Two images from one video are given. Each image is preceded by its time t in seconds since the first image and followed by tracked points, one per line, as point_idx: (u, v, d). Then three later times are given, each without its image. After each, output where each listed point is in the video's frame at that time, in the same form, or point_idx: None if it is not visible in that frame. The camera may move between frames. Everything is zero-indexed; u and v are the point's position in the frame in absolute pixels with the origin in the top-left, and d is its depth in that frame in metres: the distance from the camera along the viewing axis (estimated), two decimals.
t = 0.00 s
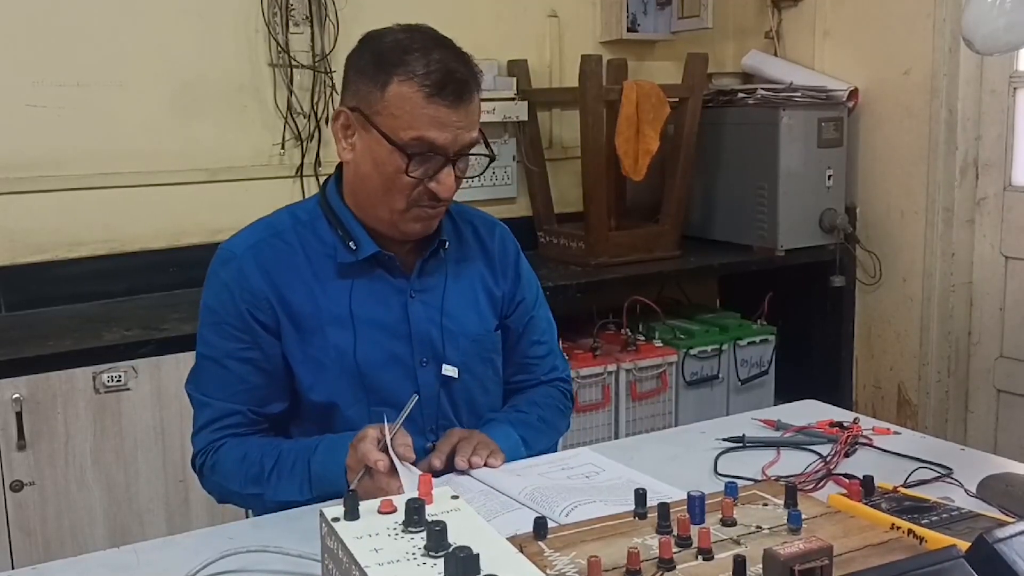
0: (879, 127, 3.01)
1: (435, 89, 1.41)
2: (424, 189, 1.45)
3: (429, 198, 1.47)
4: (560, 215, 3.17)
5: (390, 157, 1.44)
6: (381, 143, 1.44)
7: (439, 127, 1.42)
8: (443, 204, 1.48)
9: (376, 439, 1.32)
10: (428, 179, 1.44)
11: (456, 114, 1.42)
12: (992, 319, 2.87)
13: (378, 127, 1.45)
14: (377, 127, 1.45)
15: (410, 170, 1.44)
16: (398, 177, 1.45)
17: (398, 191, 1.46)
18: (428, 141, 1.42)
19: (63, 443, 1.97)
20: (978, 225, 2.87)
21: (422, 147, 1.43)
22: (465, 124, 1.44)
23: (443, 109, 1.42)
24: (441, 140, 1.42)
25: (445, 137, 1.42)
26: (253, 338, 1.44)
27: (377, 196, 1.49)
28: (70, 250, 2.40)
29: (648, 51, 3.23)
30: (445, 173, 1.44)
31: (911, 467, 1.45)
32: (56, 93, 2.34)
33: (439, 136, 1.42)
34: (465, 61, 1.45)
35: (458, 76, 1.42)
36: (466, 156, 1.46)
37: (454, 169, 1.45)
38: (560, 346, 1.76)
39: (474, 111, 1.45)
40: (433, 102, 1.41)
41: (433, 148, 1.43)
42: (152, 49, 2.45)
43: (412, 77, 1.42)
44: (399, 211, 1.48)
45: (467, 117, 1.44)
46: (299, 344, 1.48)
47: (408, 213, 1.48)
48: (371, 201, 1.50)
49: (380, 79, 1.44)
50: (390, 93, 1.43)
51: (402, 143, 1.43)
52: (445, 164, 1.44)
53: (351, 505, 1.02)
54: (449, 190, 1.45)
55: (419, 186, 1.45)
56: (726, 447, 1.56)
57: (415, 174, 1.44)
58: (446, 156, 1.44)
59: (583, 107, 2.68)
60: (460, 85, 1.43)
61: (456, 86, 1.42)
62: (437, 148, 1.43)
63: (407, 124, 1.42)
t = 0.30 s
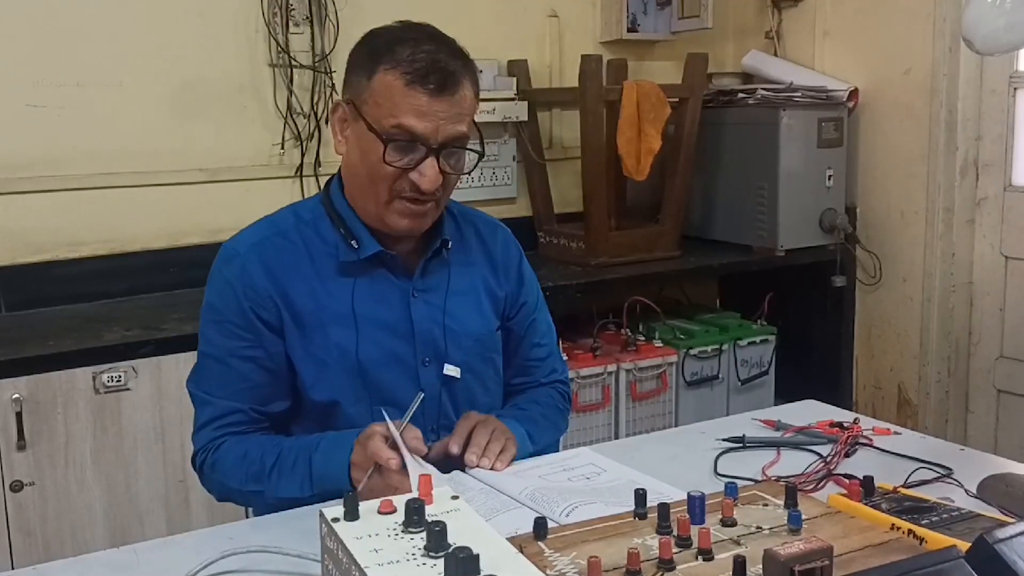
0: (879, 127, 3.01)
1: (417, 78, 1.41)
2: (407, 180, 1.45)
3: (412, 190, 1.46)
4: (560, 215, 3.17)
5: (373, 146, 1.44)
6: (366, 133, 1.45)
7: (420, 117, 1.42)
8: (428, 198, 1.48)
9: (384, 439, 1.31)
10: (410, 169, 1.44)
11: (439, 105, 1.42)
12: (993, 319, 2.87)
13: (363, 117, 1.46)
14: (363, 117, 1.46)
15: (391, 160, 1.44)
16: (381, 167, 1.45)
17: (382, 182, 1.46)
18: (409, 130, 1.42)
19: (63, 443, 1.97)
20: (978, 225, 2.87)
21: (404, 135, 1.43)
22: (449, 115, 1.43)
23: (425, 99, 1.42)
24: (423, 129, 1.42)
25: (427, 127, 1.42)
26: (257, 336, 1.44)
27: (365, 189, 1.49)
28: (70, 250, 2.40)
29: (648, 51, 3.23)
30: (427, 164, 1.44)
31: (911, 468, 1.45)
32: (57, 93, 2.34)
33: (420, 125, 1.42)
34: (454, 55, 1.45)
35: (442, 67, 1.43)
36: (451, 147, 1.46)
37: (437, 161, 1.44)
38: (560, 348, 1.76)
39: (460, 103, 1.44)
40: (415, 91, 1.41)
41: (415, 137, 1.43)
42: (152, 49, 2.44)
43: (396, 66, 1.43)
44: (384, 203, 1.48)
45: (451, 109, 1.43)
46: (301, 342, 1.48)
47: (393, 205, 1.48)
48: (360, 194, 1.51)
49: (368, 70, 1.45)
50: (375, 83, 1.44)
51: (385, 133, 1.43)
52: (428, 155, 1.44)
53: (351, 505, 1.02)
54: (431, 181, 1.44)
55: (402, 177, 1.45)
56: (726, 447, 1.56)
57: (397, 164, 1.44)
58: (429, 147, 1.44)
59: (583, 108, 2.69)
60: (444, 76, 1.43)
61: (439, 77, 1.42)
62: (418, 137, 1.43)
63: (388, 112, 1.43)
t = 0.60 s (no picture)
0: (879, 127, 3.02)
1: (405, 76, 1.41)
2: (401, 179, 1.45)
3: (407, 188, 1.46)
4: (560, 215, 3.17)
5: (366, 147, 1.45)
6: (358, 134, 1.46)
7: (410, 114, 1.42)
8: (424, 196, 1.48)
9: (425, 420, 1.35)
10: (403, 168, 1.44)
11: (427, 101, 1.42)
12: (992, 319, 2.87)
13: (355, 119, 1.46)
14: (355, 118, 1.46)
15: (385, 159, 1.44)
16: (375, 167, 1.45)
17: (377, 183, 1.46)
18: (399, 128, 1.42)
19: (64, 442, 1.97)
20: (978, 225, 2.87)
21: (395, 134, 1.43)
22: (439, 110, 1.43)
23: (413, 96, 1.42)
24: (413, 127, 1.42)
25: (417, 124, 1.42)
26: (263, 335, 1.44)
27: (361, 190, 1.50)
28: (70, 250, 2.40)
29: (648, 51, 3.23)
30: (420, 162, 1.44)
31: (911, 468, 1.45)
32: (56, 93, 2.34)
33: (410, 122, 1.42)
34: (441, 50, 1.45)
35: (429, 62, 1.42)
36: (443, 143, 1.45)
37: (429, 158, 1.44)
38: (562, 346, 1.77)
39: (449, 98, 1.44)
40: (403, 89, 1.41)
41: (405, 135, 1.43)
42: (151, 48, 2.44)
43: (383, 64, 1.43)
44: (381, 203, 1.48)
45: (441, 104, 1.43)
46: (303, 343, 1.48)
47: (390, 205, 1.48)
48: (357, 195, 1.51)
49: (358, 70, 1.46)
50: (364, 82, 1.44)
51: (376, 132, 1.44)
52: (420, 153, 1.44)
53: (351, 505, 1.02)
54: (425, 179, 1.44)
55: (396, 176, 1.45)
56: (726, 447, 1.56)
57: (390, 163, 1.44)
58: (420, 144, 1.44)
59: (583, 108, 2.68)
60: (432, 71, 1.42)
61: (426, 72, 1.42)
62: (409, 135, 1.43)
63: (378, 112, 1.43)
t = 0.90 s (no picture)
0: (879, 127, 3.02)
1: (406, 75, 1.42)
2: (407, 178, 1.46)
3: (413, 187, 1.47)
4: (560, 215, 3.17)
5: (371, 149, 1.45)
6: (362, 136, 1.46)
7: (414, 113, 1.42)
8: (431, 194, 1.48)
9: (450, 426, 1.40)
10: (408, 167, 1.45)
11: (430, 98, 1.43)
12: (992, 318, 2.87)
13: (357, 121, 1.46)
14: (358, 120, 1.46)
15: (391, 159, 1.44)
16: (380, 168, 1.45)
17: (383, 183, 1.47)
18: (404, 127, 1.43)
19: (64, 442, 1.97)
20: (978, 225, 2.87)
21: (399, 134, 1.44)
22: (441, 108, 1.43)
23: (415, 94, 1.42)
24: (417, 126, 1.43)
25: (421, 123, 1.43)
26: (264, 338, 1.44)
27: (365, 191, 1.50)
28: (70, 250, 2.40)
29: (648, 51, 3.23)
30: (425, 160, 1.45)
31: (911, 468, 1.45)
32: (56, 93, 2.34)
33: (414, 121, 1.42)
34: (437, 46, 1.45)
35: (429, 60, 1.43)
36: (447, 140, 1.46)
37: (435, 156, 1.45)
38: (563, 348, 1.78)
39: (451, 94, 1.45)
40: (405, 88, 1.42)
41: (410, 135, 1.43)
42: (151, 48, 2.44)
43: (383, 65, 1.43)
44: (387, 203, 1.48)
45: (442, 101, 1.43)
46: (304, 345, 1.48)
47: (396, 205, 1.48)
48: (360, 197, 1.51)
49: (357, 73, 1.45)
50: (363, 83, 1.44)
51: (380, 133, 1.44)
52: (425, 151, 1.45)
53: (351, 505, 1.02)
54: (431, 177, 1.45)
55: (402, 176, 1.46)
56: (726, 447, 1.56)
57: (396, 163, 1.45)
58: (425, 143, 1.44)
59: (583, 108, 2.68)
60: (432, 70, 1.43)
61: (427, 70, 1.42)
62: (414, 134, 1.43)
63: (381, 112, 1.43)
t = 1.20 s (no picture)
0: (879, 127, 3.02)
1: (369, 46, 1.49)
2: (370, 148, 1.49)
3: (376, 158, 1.49)
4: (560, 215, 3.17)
5: (338, 121, 1.51)
6: (332, 112, 1.53)
7: (373, 82, 1.48)
8: (396, 167, 1.50)
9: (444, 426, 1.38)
10: (370, 136, 1.49)
11: (390, 67, 1.48)
12: (992, 318, 2.87)
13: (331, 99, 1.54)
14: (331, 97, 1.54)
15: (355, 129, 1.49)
16: (346, 140, 1.50)
17: (350, 156, 1.51)
18: (364, 95, 1.48)
19: (64, 442, 1.97)
20: (978, 225, 2.87)
21: (362, 103, 1.49)
22: (403, 76, 1.48)
23: (376, 63, 1.48)
24: (376, 92, 1.48)
25: (380, 90, 1.48)
26: (264, 341, 1.44)
27: (341, 171, 1.54)
28: (70, 250, 2.40)
29: (648, 51, 3.23)
30: (385, 128, 1.49)
31: (911, 467, 1.45)
32: (56, 93, 2.34)
33: (373, 88, 1.48)
34: (413, 27, 1.52)
35: (393, 33, 1.49)
36: (411, 111, 1.50)
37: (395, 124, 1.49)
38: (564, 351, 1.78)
39: (415, 66, 1.49)
40: (366, 58, 1.48)
41: (370, 102, 1.49)
42: (151, 49, 2.44)
43: (352, 41, 1.51)
44: (356, 178, 1.51)
45: (405, 70, 1.48)
46: (305, 347, 1.48)
47: (364, 178, 1.51)
48: (339, 179, 1.55)
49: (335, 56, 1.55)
50: (339, 61, 1.53)
51: (344, 103, 1.50)
52: (385, 120, 1.49)
53: (351, 506, 1.02)
54: (390, 144, 1.48)
55: (365, 147, 1.49)
56: (726, 447, 1.56)
57: (358, 133, 1.50)
58: (385, 111, 1.49)
59: (583, 108, 2.68)
60: (396, 42, 1.49)
61: (389, 41, 1.49)
62: (374, 101, 1.48)
63: (346, 83, 1.50)
